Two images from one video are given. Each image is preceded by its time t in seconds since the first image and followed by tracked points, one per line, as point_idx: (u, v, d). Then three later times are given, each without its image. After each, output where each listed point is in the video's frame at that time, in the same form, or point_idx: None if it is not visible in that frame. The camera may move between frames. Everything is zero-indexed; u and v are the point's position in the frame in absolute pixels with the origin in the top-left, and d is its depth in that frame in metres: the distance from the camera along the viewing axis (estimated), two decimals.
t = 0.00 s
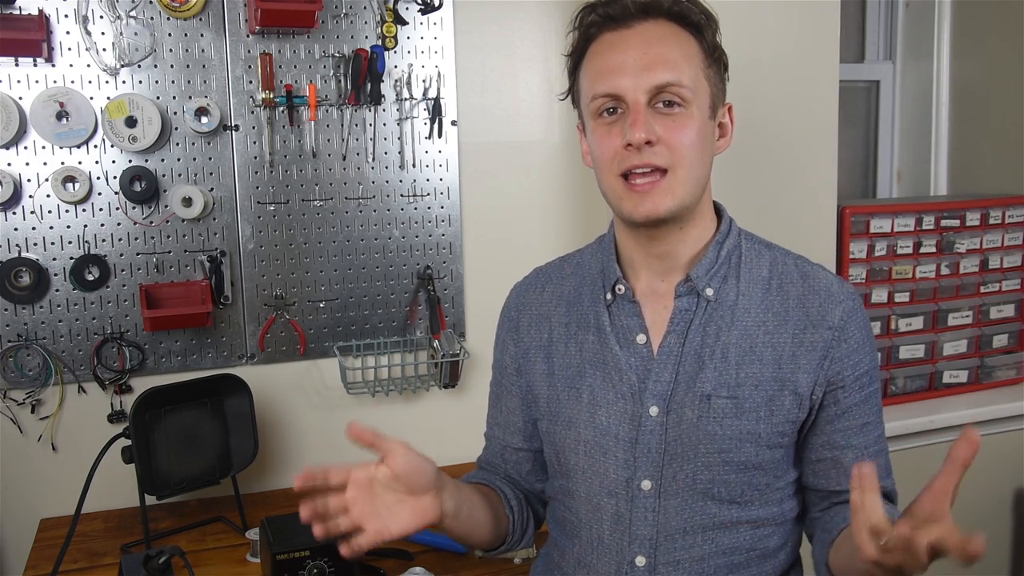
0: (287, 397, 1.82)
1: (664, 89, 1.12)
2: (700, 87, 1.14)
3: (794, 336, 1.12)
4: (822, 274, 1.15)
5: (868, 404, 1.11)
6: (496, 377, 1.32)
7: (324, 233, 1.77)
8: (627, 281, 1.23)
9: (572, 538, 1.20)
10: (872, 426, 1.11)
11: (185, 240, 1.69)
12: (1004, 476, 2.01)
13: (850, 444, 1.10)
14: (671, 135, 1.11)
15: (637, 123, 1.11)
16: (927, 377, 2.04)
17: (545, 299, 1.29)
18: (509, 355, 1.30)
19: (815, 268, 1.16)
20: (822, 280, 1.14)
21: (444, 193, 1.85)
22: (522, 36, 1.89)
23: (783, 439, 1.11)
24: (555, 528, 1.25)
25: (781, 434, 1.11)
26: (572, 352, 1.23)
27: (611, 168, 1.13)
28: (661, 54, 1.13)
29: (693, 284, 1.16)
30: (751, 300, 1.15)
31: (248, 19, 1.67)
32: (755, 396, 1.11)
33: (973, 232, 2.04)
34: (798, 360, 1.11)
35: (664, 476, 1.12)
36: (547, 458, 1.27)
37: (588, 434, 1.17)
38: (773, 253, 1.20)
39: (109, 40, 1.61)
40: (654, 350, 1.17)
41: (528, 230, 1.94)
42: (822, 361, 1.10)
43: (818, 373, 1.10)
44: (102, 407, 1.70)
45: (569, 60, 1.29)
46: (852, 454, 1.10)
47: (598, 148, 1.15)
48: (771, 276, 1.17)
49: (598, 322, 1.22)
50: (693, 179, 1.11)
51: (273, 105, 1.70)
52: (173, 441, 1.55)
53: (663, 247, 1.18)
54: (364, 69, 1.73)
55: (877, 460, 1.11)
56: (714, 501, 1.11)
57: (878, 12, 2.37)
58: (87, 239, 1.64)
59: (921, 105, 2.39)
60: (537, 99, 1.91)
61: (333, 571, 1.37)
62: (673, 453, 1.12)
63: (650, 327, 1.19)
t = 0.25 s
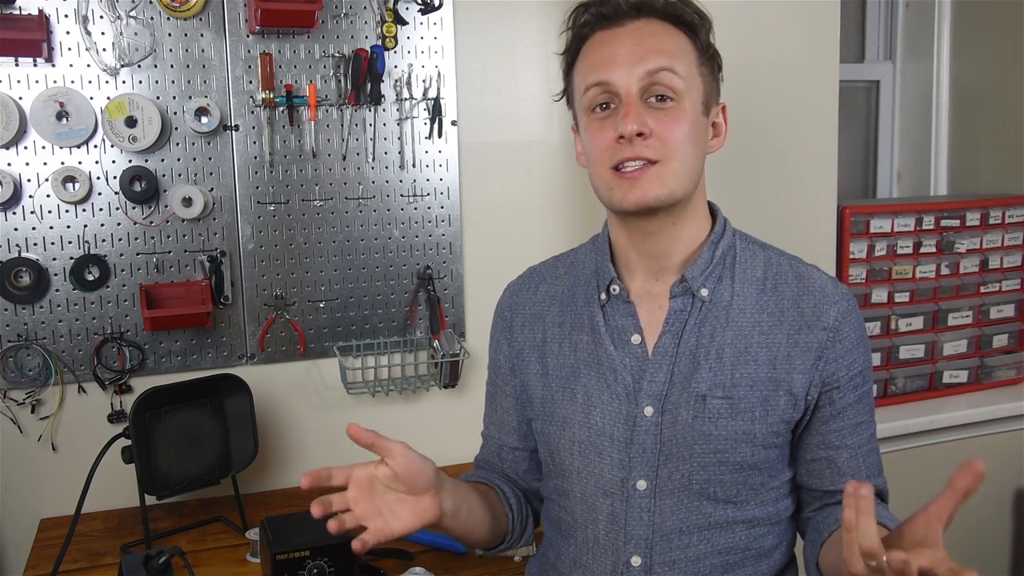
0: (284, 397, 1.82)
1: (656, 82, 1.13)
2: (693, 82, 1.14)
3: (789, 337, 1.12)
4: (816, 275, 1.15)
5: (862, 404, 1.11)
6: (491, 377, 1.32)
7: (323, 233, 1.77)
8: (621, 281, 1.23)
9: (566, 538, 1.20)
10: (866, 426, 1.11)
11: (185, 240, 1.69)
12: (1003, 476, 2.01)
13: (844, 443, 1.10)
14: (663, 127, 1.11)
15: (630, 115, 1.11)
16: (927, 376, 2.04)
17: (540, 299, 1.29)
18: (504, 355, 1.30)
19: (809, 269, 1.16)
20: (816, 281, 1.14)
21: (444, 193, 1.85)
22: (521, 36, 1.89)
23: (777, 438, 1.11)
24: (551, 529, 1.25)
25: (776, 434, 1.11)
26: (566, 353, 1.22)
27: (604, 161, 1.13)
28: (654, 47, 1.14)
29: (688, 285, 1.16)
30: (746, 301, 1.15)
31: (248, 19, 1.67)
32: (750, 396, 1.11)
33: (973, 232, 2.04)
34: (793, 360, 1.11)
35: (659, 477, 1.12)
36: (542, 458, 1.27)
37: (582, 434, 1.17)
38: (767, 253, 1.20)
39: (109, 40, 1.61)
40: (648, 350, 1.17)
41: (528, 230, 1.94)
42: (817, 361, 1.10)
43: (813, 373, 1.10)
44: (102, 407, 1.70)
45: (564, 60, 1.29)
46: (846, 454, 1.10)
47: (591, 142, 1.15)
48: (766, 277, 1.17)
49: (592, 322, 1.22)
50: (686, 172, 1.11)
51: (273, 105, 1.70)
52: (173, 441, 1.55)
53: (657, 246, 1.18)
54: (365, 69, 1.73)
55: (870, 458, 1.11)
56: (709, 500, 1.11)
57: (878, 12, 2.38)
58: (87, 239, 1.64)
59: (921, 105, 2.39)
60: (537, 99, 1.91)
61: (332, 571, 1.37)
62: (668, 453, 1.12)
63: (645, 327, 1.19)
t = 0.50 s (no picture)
0: (284, 397, 1.82)
1: (646, 84, 1.13)
2: (680, 81, 1.15)
3: (785, 334, 1.11)
4: (813, 271, 1.15)
5: (859, 400, 1.10)
6: (493, 378, 1.32)
7: (324, 233, 1.77)
8: (617, 282, 1.23)
9: (567, 538, 1.21)
10: (863, 422, 1.10)
11: (185, 240, 1.69)
12: (1004, 476, 2.01)
13: (840, 439, 1.09)
14: (658, 131, 1.11)
15: (624, 121, 1.11)
16: (927, 376, 2.04)
17: (539, 300, 1.29)
18: (506, 356, 1.30)
19: (806, 265, 1.16)
20: (813, 278, 1.14)
21: (444, 193, 1.85)
22: (521, 36, 1.89)
23: (775, 436, 1.11)
24: (553, 527, 1.26)
25: (773, 432, 1.11)
26: (565, 354, 1.23)
27: (601, 168, 1.12)
28: (640, 49, 1.14)
29: (685, 284, 1.16)
30: (743, 299, 1.14)
31: (248, 19, 1.67)
32: (747, 393, 1.11)
33: (973, 232, 2.04)
34: (789, 356, 1.10)
35: (658, 476, 1.12)
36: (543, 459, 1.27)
37: (582, 435, 1.17)
38: (764, 251, 1.19)
39: (109, 40, 1.61)
40: (647, 350, 1.17)
41: (527, 231, 1.94)
42: (813, 357, 1.10)
43: (810, 369, 1.10)
44: (102, 407, 1.70)
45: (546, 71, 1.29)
46: (842, 450, 1.09)
47: (587, 149, 1.15)
48: (763, 274, 1.16)
49: (591, 322, 1.22)
50: (683, 173, 1.11)
51: (273, 105, 1.70)
52: (173, 441, 1.55)
53: (654, 247, 1.18)
54: (364, 69, 1.73)
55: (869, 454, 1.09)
56: (708, 498, 1.11)
57: (878, 12, 2.38)
58: (87, 239, 1.64)
59: (921, 105, 2.39)
60: (537, 99, 1.91)
61: (332, 571, 1.37)
62: (666, 451, 1.12)
63: (643, 327, 1.19)
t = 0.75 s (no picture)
0: (286, 398, 1.82)
1: (669, 94, 1.12)
2: (695, 92, 1.15)
3: (782, 328, 1.11)
4: (807, 262, 1.13)
5: (857, 389, 1.06)
6: (499, 385, 1.33)
7: (323, 233, 1.77)
8: (616, 284, 1.24)
9: (577, 538, 1.21)
10: (861, 413, 1.06)
11: (185, 240, 1.69)
12: (1003, 476, 2.01)
13: (834, 432, 1.06)
14: (680, 142, 1.10)
15: (648, 131, 1.11)
16: (927, 377, 2.04)
17: (541, 308, 1.30)
18: (511, 363, 1.31)
19: (801, 257, 1.14)
20: (807, 269, 1.12)
21: (444, 193, 1.85)
22: (522, 36, 1.89)
23: (777, 428, 1.10)
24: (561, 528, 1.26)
25: (776, 424, 1.10)
26: (568, 357, 1.23)
27: (620, 175, 1.12)
28: (661, 59, 1.13)
29: (682, 282, 1.16)
30: (740, 295, 1.14)
31: (248, 19, 1.67)
32: (747, 386, 1.10)
33: (973, 232, 2.04)
34: (786, 349, 1.10)
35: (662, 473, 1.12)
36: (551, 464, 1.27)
37: (586, 436, 1.17)
38: (759, 246, 1.19)
39: (109, 40, 1.61)
40: (647, 349, 1.17)
41: (527, 231, 1.94)
42: (809, 348, 1.08)
43: (807, 359, 1.09)
44: (102, 407, 1.70)
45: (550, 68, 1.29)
46: (838, 442, 1.06)
47: (604, 155, 1.14)
48: (759, 269, 1.16)
49: (591, 325, 1.22)
50: (698, 185, 1.12)
51: (273, 105, 1.70)
52: (172, 441, 1.55)
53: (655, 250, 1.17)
54: (364, 69, 1.73)
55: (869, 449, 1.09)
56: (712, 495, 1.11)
57: (878, 12, 2.38)
58: (87, 239, 1.64)
59: (921, 105, 2.39)
60: (537, 100, 1.91)
61: (333, 571, 1.37)
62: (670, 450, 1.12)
63: (643, 326, 1.19)
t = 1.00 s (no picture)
0: (286, 398, 1.82)
1: (675, 91, 1.12)
2: (702, 90, 1.15)
3: (787, 326, 1.11)
4: (811, 261, 1.14)
5: (866, 387, 1.07)
6: (503, 382, 1.32)
7: (323, 233, 1.77)
8: (619, 283, 1.24)
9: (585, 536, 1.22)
10: (871, 409, 1.07)
11: (185, 240, 1.69)
12: (1003, 476, 2.01)
13: (847, 428, 1.07)
14: (684, 139, 1.10)
15: (653, 126, 1.10)
16: (927, 376, 2.03)
17: (547, 304, 1.30)
18: (518, 362, 1.30)
19: (804, 255, 1.15)
20: (813, 268, 1.12)
21: (444, 193, 1.85)
22: (522, 36, 1.89)
23: (782, 427, 1.10)
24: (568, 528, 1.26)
25: (780, 423, 1.10)
26: (573, 355, 1.23)
27: (624, 170, 1.12)
28: (670, 55, 1.13)
29: (686, 281, 1.16)
30: (743, 293, 1.14)
31: (248, 19, 1.67)
32: (751, 386, 1.10)
33: (973, 232, 2.04)
34: (791, 348, 1.09)
35: (667, 470, 1.12)
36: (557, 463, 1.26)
37: (591, 434, 1.18)
38: (763, 245, 1.19)
39: (109, 40, 1.61)
40: (651, 348, 1.17)
41: (529, 231, 1.94)
42: (815, 347, 1.08)
43: (813, 359, 1.09)
44: (102, 407, 1.70)
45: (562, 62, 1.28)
46: (849, 439, 1.07)
47: (609, 149, 1.14)
48: (762, 268, 1.16)
49: (595, 324, 1.22)
50: (701, 182, 1.12)
51: (273, 105, 1.70)
52: (173, 441, 1.55)
53: (656, 248, 1.18)
54: (364, 69, 1.73)
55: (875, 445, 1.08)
56: (718, 492, 1.11)
57: (878, 12, 2.38)
58: (87, 239, 1.64)
59: (921, 105, 2.39)
60: (537, 99, 1.91)
61: (333, 571, 1.37)
62: (675, 447, 1.12)
63: (646, 325, 1.19)
